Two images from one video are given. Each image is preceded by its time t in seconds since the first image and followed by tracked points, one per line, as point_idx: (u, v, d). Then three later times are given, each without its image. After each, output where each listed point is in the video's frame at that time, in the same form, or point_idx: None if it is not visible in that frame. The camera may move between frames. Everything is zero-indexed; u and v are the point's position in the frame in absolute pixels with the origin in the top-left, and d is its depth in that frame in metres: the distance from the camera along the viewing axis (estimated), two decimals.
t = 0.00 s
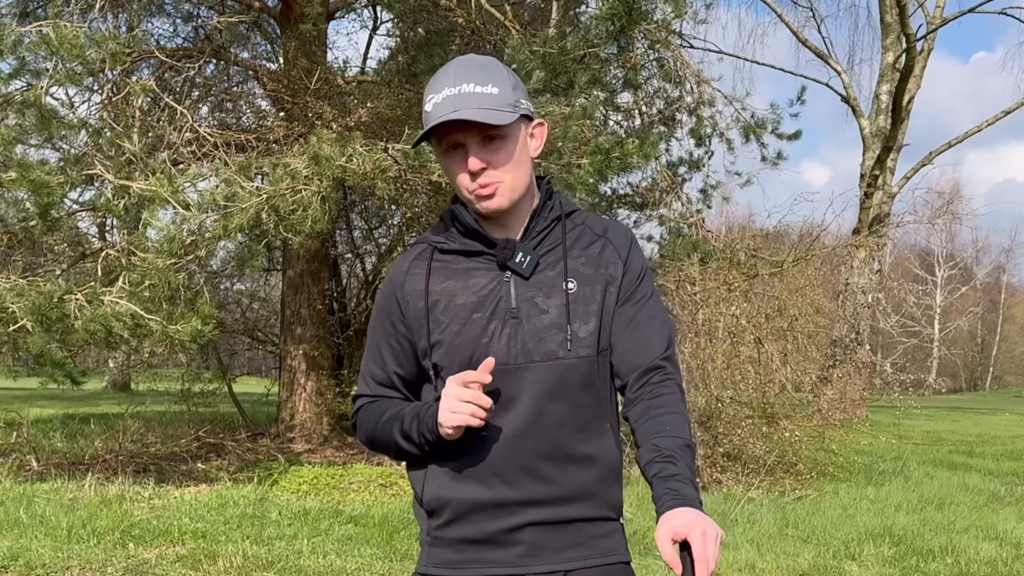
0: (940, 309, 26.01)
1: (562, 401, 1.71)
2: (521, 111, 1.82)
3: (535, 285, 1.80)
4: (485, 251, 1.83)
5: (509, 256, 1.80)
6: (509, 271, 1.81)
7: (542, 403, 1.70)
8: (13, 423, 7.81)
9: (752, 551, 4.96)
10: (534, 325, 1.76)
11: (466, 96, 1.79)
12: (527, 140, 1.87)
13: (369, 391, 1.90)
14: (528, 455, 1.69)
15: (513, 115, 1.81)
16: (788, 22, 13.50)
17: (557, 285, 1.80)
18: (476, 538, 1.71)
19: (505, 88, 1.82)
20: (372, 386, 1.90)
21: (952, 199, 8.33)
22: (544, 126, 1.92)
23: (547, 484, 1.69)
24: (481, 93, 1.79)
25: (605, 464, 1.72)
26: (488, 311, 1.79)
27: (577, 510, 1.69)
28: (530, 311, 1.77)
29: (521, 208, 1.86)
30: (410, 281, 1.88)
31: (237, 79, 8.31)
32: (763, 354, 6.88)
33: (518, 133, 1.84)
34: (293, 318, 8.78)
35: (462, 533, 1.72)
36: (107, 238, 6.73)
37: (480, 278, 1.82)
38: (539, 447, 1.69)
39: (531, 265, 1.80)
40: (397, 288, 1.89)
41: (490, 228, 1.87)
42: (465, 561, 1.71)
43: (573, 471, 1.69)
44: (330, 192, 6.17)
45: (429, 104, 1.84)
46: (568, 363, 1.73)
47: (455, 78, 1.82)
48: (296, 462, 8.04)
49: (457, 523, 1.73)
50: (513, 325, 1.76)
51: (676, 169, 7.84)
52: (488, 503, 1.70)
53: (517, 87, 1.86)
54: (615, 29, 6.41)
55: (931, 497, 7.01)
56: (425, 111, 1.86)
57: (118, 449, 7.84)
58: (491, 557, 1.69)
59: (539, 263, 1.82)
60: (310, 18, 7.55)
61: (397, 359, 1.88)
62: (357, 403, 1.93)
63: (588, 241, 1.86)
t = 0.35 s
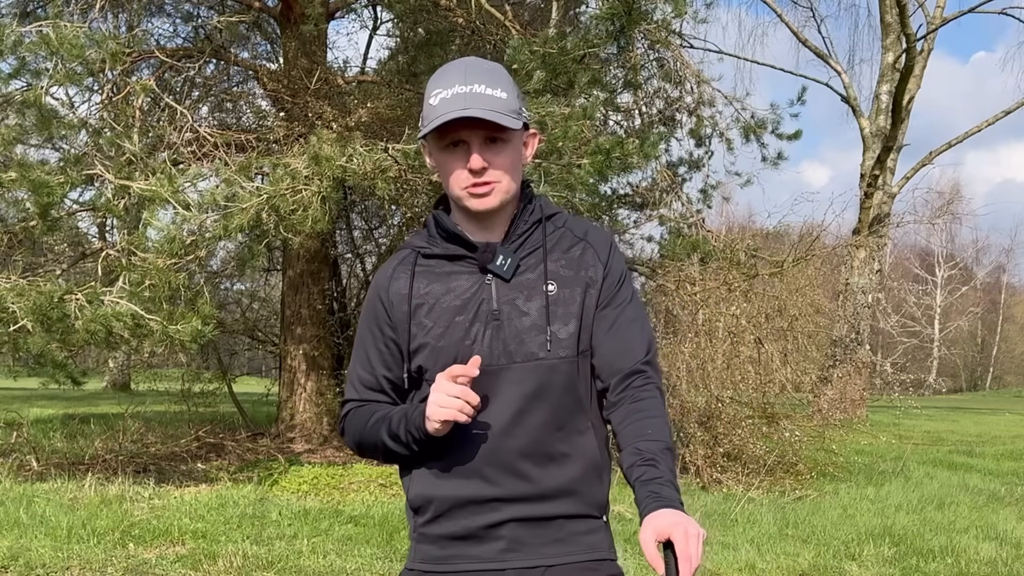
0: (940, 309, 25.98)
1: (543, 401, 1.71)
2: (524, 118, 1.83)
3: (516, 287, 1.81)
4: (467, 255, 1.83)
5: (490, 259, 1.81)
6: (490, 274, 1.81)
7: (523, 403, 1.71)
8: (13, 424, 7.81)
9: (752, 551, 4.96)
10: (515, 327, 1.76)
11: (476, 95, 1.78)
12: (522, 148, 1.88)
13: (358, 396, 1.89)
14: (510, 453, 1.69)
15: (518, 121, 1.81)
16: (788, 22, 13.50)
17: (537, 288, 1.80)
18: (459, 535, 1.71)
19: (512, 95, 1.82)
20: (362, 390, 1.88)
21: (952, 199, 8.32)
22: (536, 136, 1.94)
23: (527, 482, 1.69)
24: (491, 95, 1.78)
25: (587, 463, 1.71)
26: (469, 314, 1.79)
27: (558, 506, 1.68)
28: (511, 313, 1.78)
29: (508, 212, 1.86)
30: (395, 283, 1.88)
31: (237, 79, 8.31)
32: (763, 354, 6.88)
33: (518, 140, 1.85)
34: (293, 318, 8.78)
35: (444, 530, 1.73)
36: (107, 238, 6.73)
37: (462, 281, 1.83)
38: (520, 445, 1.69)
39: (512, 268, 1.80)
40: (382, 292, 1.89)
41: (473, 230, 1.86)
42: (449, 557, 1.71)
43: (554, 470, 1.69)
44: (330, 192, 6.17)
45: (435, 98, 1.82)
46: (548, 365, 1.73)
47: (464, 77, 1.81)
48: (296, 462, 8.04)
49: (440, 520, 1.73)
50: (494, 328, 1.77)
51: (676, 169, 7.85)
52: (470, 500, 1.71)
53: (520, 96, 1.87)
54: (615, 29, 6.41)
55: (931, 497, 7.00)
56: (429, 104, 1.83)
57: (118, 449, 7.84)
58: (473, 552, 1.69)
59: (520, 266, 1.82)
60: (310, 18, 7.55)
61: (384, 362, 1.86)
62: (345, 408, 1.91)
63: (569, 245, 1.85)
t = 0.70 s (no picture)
0: (940, 308, 25.97)
1: (538, 397, 1.71)
2: (516, 117, 1.83)
3: (510, 284, 1.80)
4: (461, 253, 1.83)
5: (483, 256, 1.81)
6: (484, 271, 1.81)
7: (518, 400, 1.71)
8: (13, 424, 7.81)
9: (752, 551, 4.96)
10: (508, 324, 1.76)
11: (466, 96, 1.78)
12: (514, 147, 1.89)
13: (355, 398, 1.88)
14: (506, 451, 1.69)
15: (509, 120, 1.81)
16: (788, 22, 13.51)
17: (531, 284, 1.80)
18: (457, 534, 1.71)
19: (502, 94, 1.82)
20: (359, 391, 1.88)
21: (952, 199, 8.32)
22: (528, 133, 1.94)
23: (525, 480, 1.69)
24: (481, 95, 1.78)
25: (584, 460, 1.71)
26: (463, 311, 1.79)
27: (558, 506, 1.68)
28: (504, 310, 1.78)
29: (502, 212, 1.86)
30: (390, 284, 1.88)
31: (237, 79, 8.30)
32: (763, 354, 6.88)
33: (510, 139, 1.85)
34: (293, 318, 8.79)
35: (443, 530, 1.73)
36: (107, 238, 6.72)
37: (456, 279, 1.83)
38: (516, 442, 1.69)
39: (505, 264, 1.80)
40: (378, 293, 1.89)
41: (468, 230, 1.87)
42: (448, 557, 1.71)
43: (551, 467, 1.69)
44: (330, 192, 6.17)
45: (425, 101, 1.82)
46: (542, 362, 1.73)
47: (454, 78, 1.81)
48: (296, 462, 8.04)
49: (438, 520, 1.73)
50: (488, 324, 1.77)
51: (676, 169, 7.85)
52: (468, 499, 1.71)
53: (510, 93, 1.87)
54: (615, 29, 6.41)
55: (931, 497, 7.01)
56: (420, 107, 1.83)
57: (118, 449, 7.84)
58: (472, 552, 1.69)
59: (513, 263, 1.82)
60: (310, 18, 7.56)
61: (380, 363, 1.86)
62: (343, 410, 1.91)
63: (563, 243, 1.85)
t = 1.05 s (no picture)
0: (940, 308, 25.95)
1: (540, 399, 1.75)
2: (517, 118, 1.81)
3: (509, 282, 1.78)
4: (460, 250, 1.80)
5: (483, 253, 1.77)
6: (483, 268, 1.78)
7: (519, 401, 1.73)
8: (13, 424, 7.82)
9: (752, 551, 4.96)
10: (507, 322, 1.75)
11: (467, 95, 1.76)
12: (515, 148, 1.86)
13: (349, 394, 1.84)
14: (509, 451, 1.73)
15: (510, 120, 1.79)
16: (788, 22, 13.51)
17: (530, 282, 1.78)
18: (454, 534, 1.72)
19: (504, 95, 1.80)
20: (351, 388, 1.84)
21: (952, 199, 8.32)
22: (529, 135, 1.92)
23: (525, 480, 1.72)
24: (482, 95, 1.76)
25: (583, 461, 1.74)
26: (462, 308, 1.77)
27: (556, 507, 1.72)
28: (503, 308, 1.76)
29: (501, 212, 1.83)
30: (387, 279, 1.84)
31: (237, 79, 8.30)
32: (763, 354, 6.87)
33: (510, 139, 1.83)
34: (293, 318, 8.79)
35: (438, 530, 1.73)
36: (107, 239, 6.73)
37: (454, 275, 1.80)
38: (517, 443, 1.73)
39: (504, 262, 1.77)
40: (375, 287, 1.85)
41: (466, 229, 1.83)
42: (443, 558, 1.72)
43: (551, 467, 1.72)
44: (330, 192, 6.17)
45: (427, 100, 1.80)
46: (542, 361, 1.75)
47: (455, 78, 1.80)
48: (296, 462, 8.04)
49: (434, 521, 1.74)
50: (486, 322, 1.75)
51: (676, 169, 7.85)
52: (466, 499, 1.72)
53: (511, 94, 1.85)
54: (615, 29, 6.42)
55: (931, 497, 7.01)
56: (422, 106, 1.82)
57: (117, 449, 7.84)
58: (467, 553, 1.71)
59: (513, 261, 1.79)
60: (310, 18, 7.56)
61: (378, 360, 1.83)
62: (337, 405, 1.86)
63: (563, 242, 1.83)
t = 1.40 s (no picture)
0: (939, 308, 25.96)
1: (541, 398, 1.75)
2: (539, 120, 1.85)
3: (508, 278, 1.77)
4: (460, 244, 1.80)
5: (483, 248, 1.77)
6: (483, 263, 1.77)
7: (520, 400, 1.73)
8: (13, 424, 7.83)
9: (752, 551, 4.96)
10: (507, 318, 1.74)
11: (500, 84, 1.79)
12: (529, 152, 1.88)
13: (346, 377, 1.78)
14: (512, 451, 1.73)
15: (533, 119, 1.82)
16: (788, 22, 13.51)
17: (530, 279, 1.77)
18: (453, 533, 1.72)
19: (531, 97, 1.84)
20: (355, 367, 1.77)
21: (952, 199, 8.32)
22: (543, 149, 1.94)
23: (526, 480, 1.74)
24: (513, 88, 1.80)
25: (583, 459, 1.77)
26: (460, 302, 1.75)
27: (556, 505, 1.75)
28: (502, 303, 1.75)
29: (504, 206, 1.82)
30: (386, 273, 1.82)
31: (237, 79, 8.30)
32: (763, 354, 6.91)
33: (527, 141, 1.85)
34: (293, 318, 8.80)
35: (438, 530, 1.73)
36: (107, 239, 6.73)
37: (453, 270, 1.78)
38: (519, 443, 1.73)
39: (504, 257, 1.76)
40: (373, 282, 1.83)
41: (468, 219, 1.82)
42: (443, 556, 1.70)
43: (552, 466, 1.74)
44: (330, 192, 6.17)
45: (457, 81, 1.82)
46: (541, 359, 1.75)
47: (488, 67, 1.83)
48: (296, 462, 8.04)
49: (435, 520, 1.74)
50: (486, 315, 1.73)
51: (676, 169, 7.85)
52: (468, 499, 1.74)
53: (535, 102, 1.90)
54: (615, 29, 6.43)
55: (931, 497, 7.02)
56: (449, 86, 1.83)
57: (118, 449, 7.85)
58: (467, 550, 1.70)
59: (512, 257, 1.78)
60: (310, 18, 7.56)
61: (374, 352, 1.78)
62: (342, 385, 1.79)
63: (560, 241, 1.84)
